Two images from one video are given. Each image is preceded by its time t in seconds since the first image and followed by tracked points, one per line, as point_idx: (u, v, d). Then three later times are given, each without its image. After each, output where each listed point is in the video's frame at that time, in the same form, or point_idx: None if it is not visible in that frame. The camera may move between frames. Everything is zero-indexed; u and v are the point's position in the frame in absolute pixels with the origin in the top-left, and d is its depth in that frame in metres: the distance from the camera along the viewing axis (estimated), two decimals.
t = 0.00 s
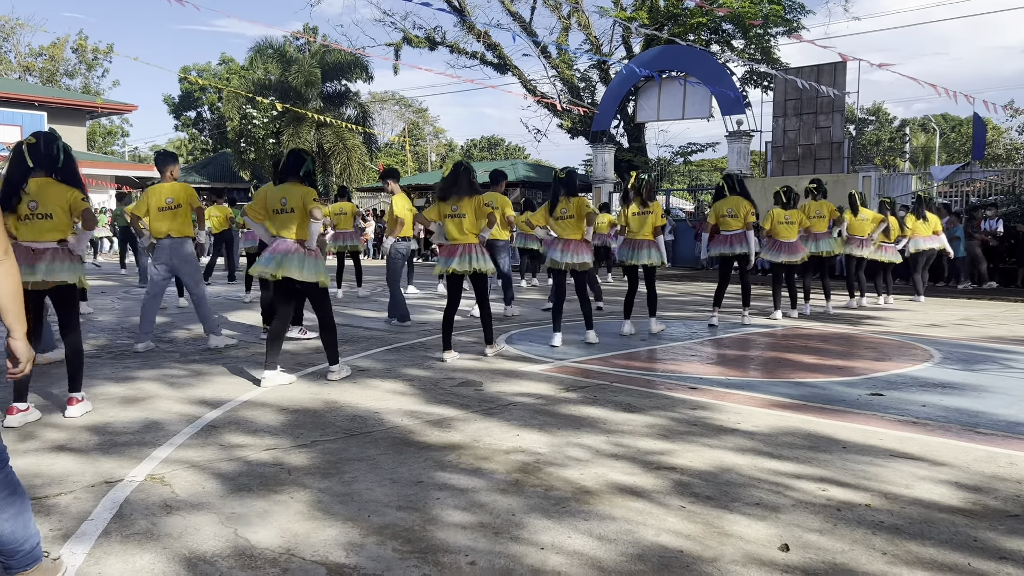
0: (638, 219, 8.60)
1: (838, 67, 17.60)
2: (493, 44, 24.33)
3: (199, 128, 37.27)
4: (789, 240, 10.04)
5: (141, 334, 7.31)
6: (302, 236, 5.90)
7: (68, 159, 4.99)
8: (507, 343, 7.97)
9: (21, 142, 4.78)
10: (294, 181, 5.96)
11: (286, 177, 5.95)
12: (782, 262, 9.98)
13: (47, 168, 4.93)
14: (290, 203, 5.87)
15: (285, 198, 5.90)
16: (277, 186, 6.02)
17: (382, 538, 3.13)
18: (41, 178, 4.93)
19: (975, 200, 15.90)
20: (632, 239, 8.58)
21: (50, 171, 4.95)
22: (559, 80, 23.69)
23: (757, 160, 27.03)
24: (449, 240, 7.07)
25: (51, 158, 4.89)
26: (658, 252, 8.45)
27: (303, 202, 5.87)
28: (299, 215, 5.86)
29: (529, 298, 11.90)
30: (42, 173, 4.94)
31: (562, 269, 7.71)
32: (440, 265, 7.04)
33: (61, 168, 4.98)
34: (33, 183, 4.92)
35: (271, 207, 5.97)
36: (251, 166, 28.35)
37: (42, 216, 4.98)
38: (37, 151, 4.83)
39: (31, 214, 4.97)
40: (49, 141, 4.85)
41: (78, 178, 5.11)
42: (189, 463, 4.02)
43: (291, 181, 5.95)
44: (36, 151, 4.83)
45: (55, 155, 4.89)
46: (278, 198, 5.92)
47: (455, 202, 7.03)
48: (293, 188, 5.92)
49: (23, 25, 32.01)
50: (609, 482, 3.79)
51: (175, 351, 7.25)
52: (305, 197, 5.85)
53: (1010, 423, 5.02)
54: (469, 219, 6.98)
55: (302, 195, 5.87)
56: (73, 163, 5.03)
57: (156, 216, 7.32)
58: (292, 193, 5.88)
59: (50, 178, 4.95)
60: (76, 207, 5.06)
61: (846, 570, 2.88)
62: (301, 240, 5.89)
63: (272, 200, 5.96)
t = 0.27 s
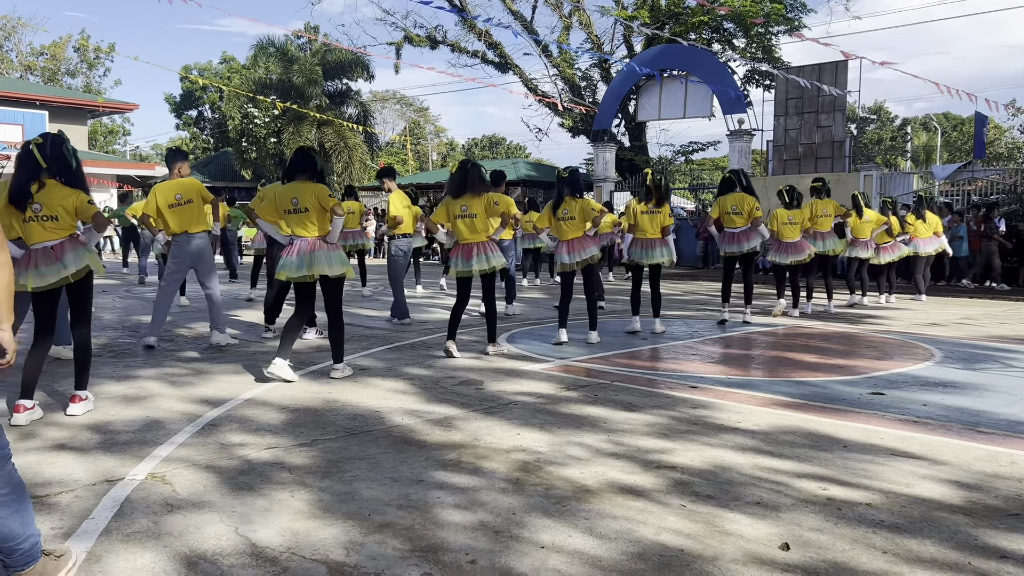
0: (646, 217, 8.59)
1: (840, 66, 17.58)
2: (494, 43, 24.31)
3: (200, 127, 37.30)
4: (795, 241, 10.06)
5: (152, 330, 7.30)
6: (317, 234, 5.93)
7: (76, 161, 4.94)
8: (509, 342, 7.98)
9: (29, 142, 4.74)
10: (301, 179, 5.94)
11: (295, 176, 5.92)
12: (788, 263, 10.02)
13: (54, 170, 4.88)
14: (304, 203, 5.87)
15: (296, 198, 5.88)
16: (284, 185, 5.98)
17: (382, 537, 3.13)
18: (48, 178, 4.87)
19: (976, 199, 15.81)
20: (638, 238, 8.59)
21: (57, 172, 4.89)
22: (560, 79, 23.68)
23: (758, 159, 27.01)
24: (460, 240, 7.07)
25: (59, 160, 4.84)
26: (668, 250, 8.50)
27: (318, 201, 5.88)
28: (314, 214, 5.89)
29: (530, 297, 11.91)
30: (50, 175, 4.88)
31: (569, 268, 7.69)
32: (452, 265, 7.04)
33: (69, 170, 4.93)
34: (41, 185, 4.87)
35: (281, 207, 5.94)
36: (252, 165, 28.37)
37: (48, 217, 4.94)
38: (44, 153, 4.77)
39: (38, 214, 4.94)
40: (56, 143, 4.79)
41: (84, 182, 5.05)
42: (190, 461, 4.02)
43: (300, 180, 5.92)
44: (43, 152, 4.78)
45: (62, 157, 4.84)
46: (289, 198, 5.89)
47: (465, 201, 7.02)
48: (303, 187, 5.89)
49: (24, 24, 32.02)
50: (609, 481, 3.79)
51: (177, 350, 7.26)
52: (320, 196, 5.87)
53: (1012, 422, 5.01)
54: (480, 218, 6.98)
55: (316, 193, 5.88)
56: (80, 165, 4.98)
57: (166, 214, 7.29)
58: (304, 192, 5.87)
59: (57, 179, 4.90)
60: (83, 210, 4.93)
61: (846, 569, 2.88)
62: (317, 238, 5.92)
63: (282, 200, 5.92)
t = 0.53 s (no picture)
0: (647, 219, 8.58)
1: (842, 66, 17.57)
2: (496, 42, 24.30)
3: (202, 127, 37.32)
4: (792, 241, 10.06)
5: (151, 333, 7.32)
6: (307, 234, 5.91)
7: (70, 154, 5.01)
8: (510, 342, 7.98)
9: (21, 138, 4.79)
10: (299, 179, 6.00)
11: (291, 176, 5.98)
12: (782, 263, 10.04)
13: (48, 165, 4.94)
14: (296, 202, 5.89)
15: (289, 197, 5.92)
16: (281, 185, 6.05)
17: (385, 536, 3.13)
18: (41, 174, 4.93)
19: (979, 198, 15.83)
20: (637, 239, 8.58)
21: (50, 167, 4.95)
22: (562, 79, 23.66)
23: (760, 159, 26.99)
24: (452, 238, 7.08)
25: (52, 154, 4.89)
26: (669, 250, 8.49)
27: (310, 200, 5.89)
28: (305, 213, 5.90)
29: (531, 296, 11.91)
30: (44, 170, 4.94)
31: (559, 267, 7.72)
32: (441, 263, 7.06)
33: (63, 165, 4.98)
34: (35, 180, 4.92)
35: (275, 207, 5.98)
36: (254, 165, 28.37)
37: (41, 212, 4.94)
38: (37, 148, 4.81)
39: (30, 210, 4.95)
40: (49, 137, 4.85)
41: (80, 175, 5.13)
42: (192, 460, 4.03)
43: (296, 180, 5.98)
44: (35, 147, 4.82)
45: (55, 151, 4.89)
46: (283, 197, 5.94)
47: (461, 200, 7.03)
48: (299, 186, 5.93)
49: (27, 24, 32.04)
50: (611, 480, 3.79)
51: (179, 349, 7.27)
52: (311, 195, 5.88)
53: (1014, 422, 5.01)
54: (473, 218, 6.99)
55: (308, 193, 5.90)
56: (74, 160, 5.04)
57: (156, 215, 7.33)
58: (299, 192, 5.90)
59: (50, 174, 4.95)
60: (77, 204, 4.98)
61: (849, 569, 2.88)
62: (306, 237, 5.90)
63: (277, 200, 5.97)
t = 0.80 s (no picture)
0: (648, 216, 8.58)
1: (844, 66, 17.57)
2: (498, 42, 24.30)
3: (204, 126, 37.36)
4: (790, 239, 10.04)
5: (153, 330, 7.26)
6: (293, 229, 5.85)
7: (65, 154, 5.03)
8: (512, 342, 7.96)
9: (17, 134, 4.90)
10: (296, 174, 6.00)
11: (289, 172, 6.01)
12: (779, 260, 10.04)
13: (43, 163, 4.97)
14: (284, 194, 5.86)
15: (280, 190, 5.91)
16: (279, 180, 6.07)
17: (387, 536, 3.13)
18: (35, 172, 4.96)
19: (981, 199, 15.87)
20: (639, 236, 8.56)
21: (46, 165, 4.98)
22: (564, 79, 23.66)
23: (762, 159, 26.99)
24: (446, 233, 7.09)
25: (47, 151, 4.94)
26: (667, 249, 8.46)
27: (298, 194, 5.84)
28: (291, 207, 5.84)
29: (533, 296, 11.91)
30: (39, 169, 4.98)
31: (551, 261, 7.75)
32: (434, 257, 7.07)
33: (57, 163, 5.00)
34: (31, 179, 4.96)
35: (269, 201, 6.00)
36: (256, 164, 28.39)
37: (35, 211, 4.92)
38: (31, 144, 4.89)
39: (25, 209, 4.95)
40: (43, 134, 4.92)
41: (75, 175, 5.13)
42: (194, 459, 4.03)
43: (291, 174, 5.98)
44: (30, 144, 4.90)
45: (49, 148, 4.93)
46: (276, 190, 5.95)
47: (455, 195, 7.04)
48: (290, 180, 5.91)
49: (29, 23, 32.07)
50: (614, 481, 3.78)
51: (181, 348, 7.27)
52: (298, 189, 5.81)
53: (1016, 423, 5.01)
54: (466, 214, 6.99)
55: (296, 186, 5.85)
56: (69, 160, 5.05)
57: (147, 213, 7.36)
58: (287, 186, 5.87)
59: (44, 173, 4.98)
60: (68, 203, 4.94)
61: (852, 570, 2.88)
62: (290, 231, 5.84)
63: (271, 193, 6.00)
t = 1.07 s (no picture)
0: (655, 216, 8.59)
1: (847, 66, 17.56)
2: (501, 42, 24.31)
3: (207, 126, 37.41)
4: (791, 239, 10.00)
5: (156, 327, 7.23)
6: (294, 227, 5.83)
7: (65, 149, 5.05)
8: (515, 342, 7.97)
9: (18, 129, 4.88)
10: (301, 175, 5.96)
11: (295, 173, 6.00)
12: (779, 258, 9.99)
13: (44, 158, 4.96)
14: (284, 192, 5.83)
15: (282, 188, 5.89)
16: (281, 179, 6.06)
17: (390, 535, 3.13)
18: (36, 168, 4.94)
19: (984, 200, 15.78)
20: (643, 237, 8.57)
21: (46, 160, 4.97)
22: (567, 78, 23.66)
23: (764, 160, 26.98)
24: (447, 233, 7.09)
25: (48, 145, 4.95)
26: (674, 249, 8.42)
27: (301, 194, 5.82)
28: (292, 205, 5.82)
29: (535, 296, 11.90)
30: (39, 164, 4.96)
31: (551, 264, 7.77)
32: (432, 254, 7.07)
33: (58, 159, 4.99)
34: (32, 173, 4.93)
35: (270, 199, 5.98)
36: (259, 163, 28.41)
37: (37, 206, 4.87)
38: (33, 137, 4.89)
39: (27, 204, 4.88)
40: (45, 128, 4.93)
41: (75, 171, 5.13)
42: (197, 458, 4.03)
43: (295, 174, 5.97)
44: (31, 139, 4.89)
45: (50, 142, 4.94)
46: (277, 189, 5.93)
47: (461, 195, 7.06)
48: (293, 179, 5.88)
49: (33, 22, 32.12)
50: (617, 481, 3.78)
51: (184, 348, 7.28)
52: (301, 189, 5.79)
53: (1019, 424, 5.00)
54: (470, 214, 7.01)
55: (298, 185, 5.82)
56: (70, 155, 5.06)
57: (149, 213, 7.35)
58: (290, 185, 5.85)
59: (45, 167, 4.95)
60: (74, 198, 4.91)
61: (854, 571, 2.87)
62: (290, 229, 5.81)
63: (272, 191, 5.97)
